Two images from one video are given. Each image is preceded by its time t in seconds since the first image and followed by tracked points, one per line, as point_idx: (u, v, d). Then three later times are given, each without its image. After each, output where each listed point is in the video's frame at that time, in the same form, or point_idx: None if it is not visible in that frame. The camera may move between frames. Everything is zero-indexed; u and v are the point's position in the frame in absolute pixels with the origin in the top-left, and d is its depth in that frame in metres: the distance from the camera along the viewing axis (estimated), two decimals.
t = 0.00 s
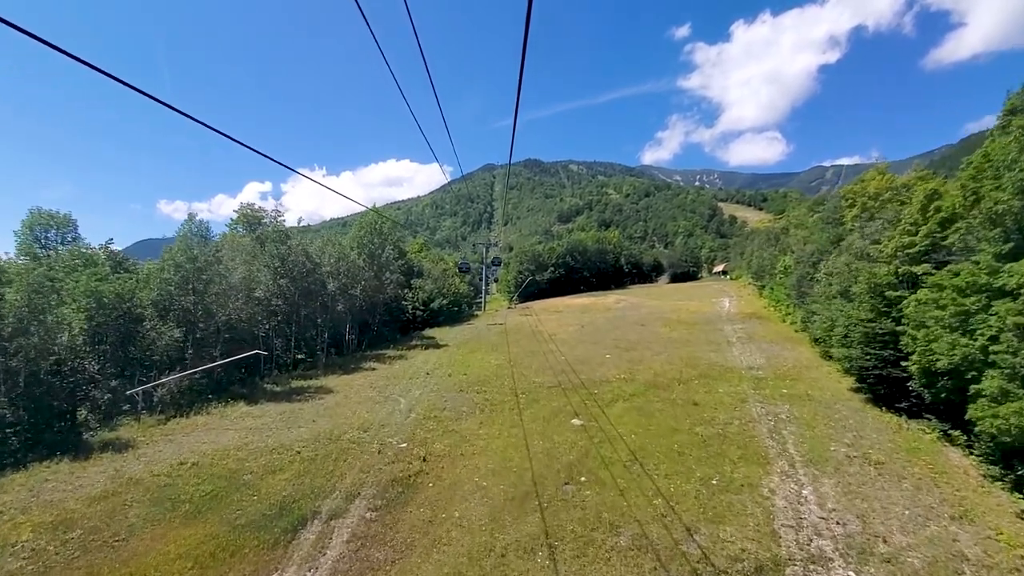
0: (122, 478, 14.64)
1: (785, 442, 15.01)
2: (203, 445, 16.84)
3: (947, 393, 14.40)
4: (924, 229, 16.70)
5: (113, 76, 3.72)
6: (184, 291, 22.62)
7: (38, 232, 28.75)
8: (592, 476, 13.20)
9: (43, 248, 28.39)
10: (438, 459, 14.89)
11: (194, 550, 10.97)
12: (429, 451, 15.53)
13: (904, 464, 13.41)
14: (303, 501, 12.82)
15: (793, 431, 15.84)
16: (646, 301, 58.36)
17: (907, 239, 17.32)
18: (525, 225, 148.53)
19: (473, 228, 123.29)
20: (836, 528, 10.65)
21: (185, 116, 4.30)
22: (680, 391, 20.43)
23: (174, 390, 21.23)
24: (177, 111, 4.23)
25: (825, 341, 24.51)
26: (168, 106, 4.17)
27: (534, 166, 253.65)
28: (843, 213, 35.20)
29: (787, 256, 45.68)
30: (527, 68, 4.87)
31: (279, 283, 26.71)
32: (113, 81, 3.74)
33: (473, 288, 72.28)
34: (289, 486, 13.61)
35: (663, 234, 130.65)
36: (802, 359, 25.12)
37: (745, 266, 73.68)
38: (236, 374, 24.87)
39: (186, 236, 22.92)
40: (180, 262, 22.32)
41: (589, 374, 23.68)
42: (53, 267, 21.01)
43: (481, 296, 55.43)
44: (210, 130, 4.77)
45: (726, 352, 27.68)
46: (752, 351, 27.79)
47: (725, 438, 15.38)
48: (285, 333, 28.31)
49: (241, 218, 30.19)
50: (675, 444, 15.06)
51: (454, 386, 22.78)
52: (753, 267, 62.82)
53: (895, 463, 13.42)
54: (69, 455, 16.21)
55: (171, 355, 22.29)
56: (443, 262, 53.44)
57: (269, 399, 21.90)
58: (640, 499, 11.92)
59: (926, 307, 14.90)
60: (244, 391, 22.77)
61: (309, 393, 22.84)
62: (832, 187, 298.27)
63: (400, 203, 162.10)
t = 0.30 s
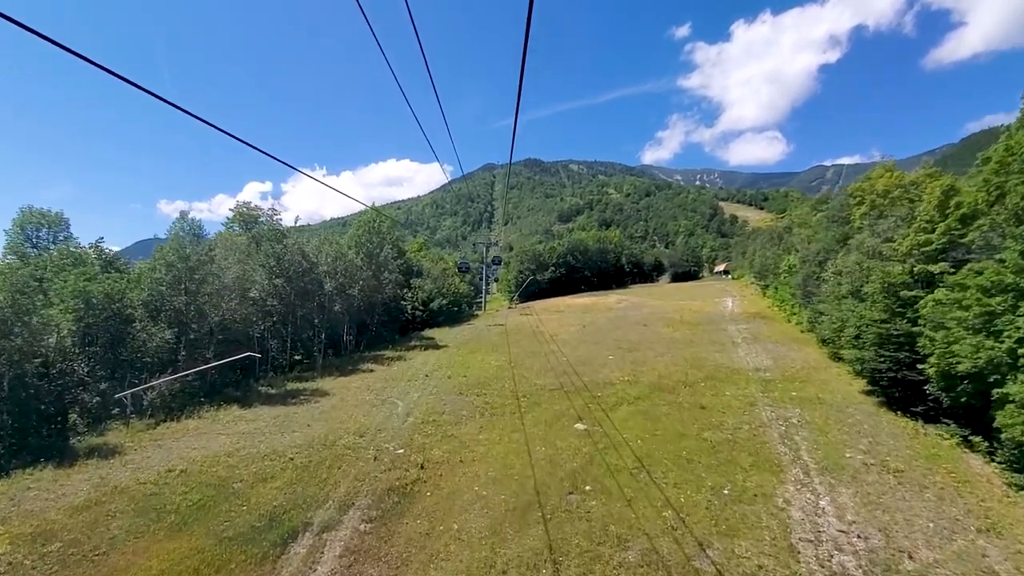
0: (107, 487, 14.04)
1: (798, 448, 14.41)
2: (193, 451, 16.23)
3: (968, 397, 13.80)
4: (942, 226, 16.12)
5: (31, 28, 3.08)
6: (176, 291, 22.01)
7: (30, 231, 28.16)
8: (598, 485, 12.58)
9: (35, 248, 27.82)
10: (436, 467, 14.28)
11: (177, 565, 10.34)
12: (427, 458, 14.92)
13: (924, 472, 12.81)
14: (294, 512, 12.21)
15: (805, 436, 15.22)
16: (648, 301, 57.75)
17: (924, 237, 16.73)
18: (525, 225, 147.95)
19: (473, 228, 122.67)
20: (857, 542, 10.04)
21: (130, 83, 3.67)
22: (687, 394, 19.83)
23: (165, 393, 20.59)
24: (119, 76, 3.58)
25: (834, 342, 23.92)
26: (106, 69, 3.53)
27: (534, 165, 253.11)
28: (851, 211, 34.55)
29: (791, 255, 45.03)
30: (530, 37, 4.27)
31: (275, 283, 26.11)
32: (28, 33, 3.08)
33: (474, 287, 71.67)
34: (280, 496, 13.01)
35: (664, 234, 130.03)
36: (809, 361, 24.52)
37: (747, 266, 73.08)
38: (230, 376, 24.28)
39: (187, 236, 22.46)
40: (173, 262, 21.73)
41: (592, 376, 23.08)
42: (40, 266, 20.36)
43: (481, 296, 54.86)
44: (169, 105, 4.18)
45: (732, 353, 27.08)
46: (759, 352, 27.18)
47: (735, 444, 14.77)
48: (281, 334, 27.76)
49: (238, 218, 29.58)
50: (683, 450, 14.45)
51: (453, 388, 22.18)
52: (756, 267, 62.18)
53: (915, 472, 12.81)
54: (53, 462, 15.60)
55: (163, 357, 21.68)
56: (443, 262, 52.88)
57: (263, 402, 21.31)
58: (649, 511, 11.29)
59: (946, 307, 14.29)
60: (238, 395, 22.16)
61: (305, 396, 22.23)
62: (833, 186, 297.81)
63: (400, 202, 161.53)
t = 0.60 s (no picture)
0: (90, 497, 13.43)
1: (812, 455, 13.80)
2: (182, 458, 15.62)
3: (990, 402, 13.20)
4: (961, 224, 15.50)
5: None
6: (167, 292, 21.39)
7: (20, 232, 27.60)
8: (604, 496, 11.97)
9: (27, 248, 27.29)
10: (434, 475, 13.66)
11: None
12: (425, 466, 14.31)
13: (947, 481, 12.20)
14: (285, 525, 11.60)
15: (819, 442, 14.61)
16: (650, 301, 57.16)
17: (941, 235, 16.14)
18: (525, 225, 147.33)
19: (473, 228, 122.17)
20: (882, 559, 9.43)
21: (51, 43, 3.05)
22: (694, 397, 19.22)
23: (156, 397, 19.95)
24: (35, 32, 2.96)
25: (843, 343, 23.31)
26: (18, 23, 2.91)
27: (535, 165, 252.48)
28: (858, 209, 33.91)
29: (796, 254, 44.40)
30: None
31: (270, 283, 25.53)
32: None
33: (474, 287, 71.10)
34: (270, 507, 12.39)
35: (665, 233, 129.50)
36: (817, 362, 23.95)
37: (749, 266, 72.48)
38: (224, 380, 23.70)
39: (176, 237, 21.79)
40: (164, 262, 21.12)
41: (595, 379, 22.48)
42: (25, 268, 19.74)
43: (481, 296, 54.30)
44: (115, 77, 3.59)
45: (737, 354, 26.48)
46: (766, 353, 26.57)
47: (746, 451, 14.16)
48: (276, 336, 27.24)
49: (234, 216, 28.97)
50: (692, 457, 13.85)
51: (453, 391, 21.58)
52: (759, 266, 61.61)
53: (937, 482, 12.18)
54: (36, 471, 14.98)
55: (154, 360, 21.09)
56: (443, 262, 52.36)
57: (257, 406, 20.71)
58: (659, 524, 10.68)
59: (968, 308, 13.73)
60: (232, 398, 21.56)
61: (300, 400, 21.63)
62: (833, 185, 297.26)
63: (400, 202, 160.94)
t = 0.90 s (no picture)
0: (69, 510, 12.73)
1: (829, 463, 13.10)
2: (167, 468, 14.91)
3: (1016, 406, 12.52)
4: (982, 220, 14.82)
5: None
6: (155, 294, 20.73)
7: (8, 231, 26.92)
8: (611, 508, 11.28)
9: (15, 248, 26.61)
10: (432, 486, 12.97)
11: None
12: (422, 476, 13.60)
13: (974, 491, 11.51)
14: (273, 540, 10.91)
15: (836, 449, 13.91)
16: (652, 300, 56.49)
17: (961, 231, 15.46)
18: (525, 225, 146.66)
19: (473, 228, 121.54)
20: None
21: None
22: (701, 400, 18.53)
23: (143, 403, 19.24)
24: None
25: (853, 343, 22.63)
26: None
27: (535, 164, 251.88)
28: (865, 206, 33.28)
29: (800, 252, 43.75)
30: None
31: (263, 285, 24.89)
32: None
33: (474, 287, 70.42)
34: (258, 521, 11.69)
35: (665, 233, 128.86)
36: (827, 363, 23.28)
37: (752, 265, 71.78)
38: (215, 384, 23.08)
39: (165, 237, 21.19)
40: (152, 262, 20.44)
41: (599, 382, 21.79)
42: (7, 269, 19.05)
43: (481, 296, 53.63)
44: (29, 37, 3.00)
45: (744, 355, 25.81)
46: (773, 354, 25.89)
47: (760, 458, 13.48)
48: (271, 338, 26.57)
49: (227, 216, 28.35)
50: (703, 465, 13.16)
51: (452, 395, 20.89)
52: (762, 265, 60.92)
53: (964, 492, 11.49)
54: (15, 481, 14.29)
55: (142, 365, 20.40)
56: (443, 262, 51.67)
57: (249, 412, 20.02)
58: (672, 540, 9.99)
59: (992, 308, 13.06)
60: (223, 403, 20.87)
61: (294, 404, 20.94)
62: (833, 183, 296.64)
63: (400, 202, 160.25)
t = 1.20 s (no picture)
0: (49, 523, 12.11)
1: (847, 472, 12.46)
2: (154, 477, 14.28)
3: None
4: (1004, 216, 14.18)
5: None
6: (145, 295, 20.11)
7: None
8: (618, 521, 10.66)
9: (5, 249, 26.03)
10: (430, 496, 12.34)
11: None
12: (419, 485, 12.98)
13: (1002, 502, 10.89)
14: (261, 556, 10.29)
15: (853, 456, 13.29)
16: (654, 300, 55.87)
17: (980, 228, 14.84)
18: (525, 225, 146.01)
19: (473, 228, 120.96)
20: None
21: None
22: (709, 404, 17.92)
23: (132, 408, 18.58)
24: None
25: (864, 344, 22.00)
26: None
27: (535, 164, 251.20)
28: (872, 204, 32.66)
29: (805, 251, 43.09)
30: None
31: (258, 285, 24.32)
32: None
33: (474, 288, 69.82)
34: (246, 534, 11.08)
35: (665, 232, 128.28)
36: (837, 365, 22.67)
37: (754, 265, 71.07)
38: (208, 388, 22.53)
39: (156, 238, 20.21)
40: (142, 262, 19.84)
41: (603, 384, 21.18)
42: None
43: (481, 296, 53.03)
44: None
45: (751, 356, 25.20)
46: (780, 355, 25.27)
47: (773, 466, 12.88)
48: (266, 339, 25.99)
49: (222, 216, 27.33)
50: (714, 474, 12.54)
51: (451, 399, 20.28)
52: (765, 265, 60.27)
53: (992, 503, 10.86)
54: None
55: (132, 368, 19.80)
56: (442, 262, 51.12)
57: (243, 416, 19.43)
58: (684, 556, 9.38)
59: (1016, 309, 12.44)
60: (216, 408, 20.28)
61: (288, 409, 20.32)
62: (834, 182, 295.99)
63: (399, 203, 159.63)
